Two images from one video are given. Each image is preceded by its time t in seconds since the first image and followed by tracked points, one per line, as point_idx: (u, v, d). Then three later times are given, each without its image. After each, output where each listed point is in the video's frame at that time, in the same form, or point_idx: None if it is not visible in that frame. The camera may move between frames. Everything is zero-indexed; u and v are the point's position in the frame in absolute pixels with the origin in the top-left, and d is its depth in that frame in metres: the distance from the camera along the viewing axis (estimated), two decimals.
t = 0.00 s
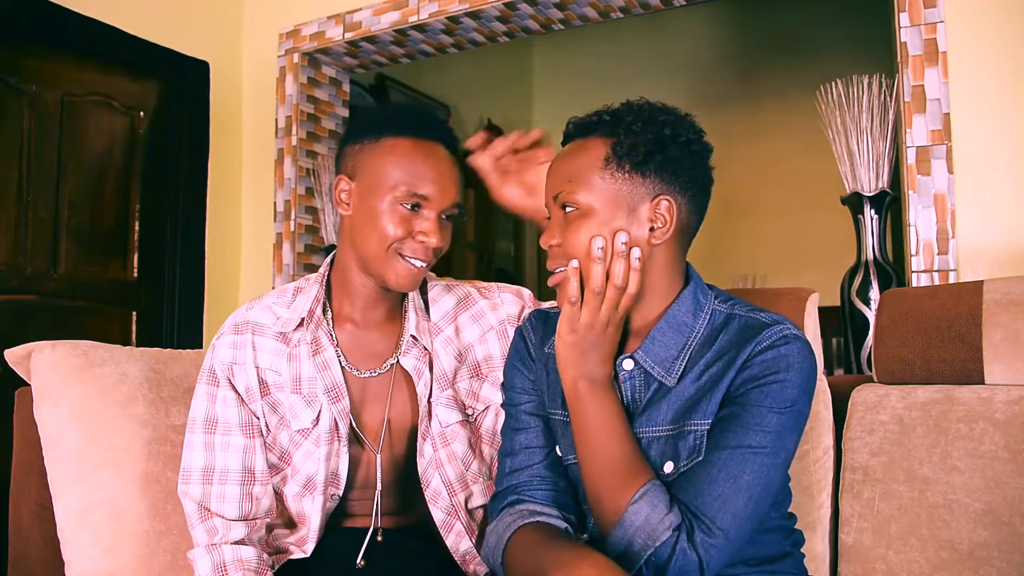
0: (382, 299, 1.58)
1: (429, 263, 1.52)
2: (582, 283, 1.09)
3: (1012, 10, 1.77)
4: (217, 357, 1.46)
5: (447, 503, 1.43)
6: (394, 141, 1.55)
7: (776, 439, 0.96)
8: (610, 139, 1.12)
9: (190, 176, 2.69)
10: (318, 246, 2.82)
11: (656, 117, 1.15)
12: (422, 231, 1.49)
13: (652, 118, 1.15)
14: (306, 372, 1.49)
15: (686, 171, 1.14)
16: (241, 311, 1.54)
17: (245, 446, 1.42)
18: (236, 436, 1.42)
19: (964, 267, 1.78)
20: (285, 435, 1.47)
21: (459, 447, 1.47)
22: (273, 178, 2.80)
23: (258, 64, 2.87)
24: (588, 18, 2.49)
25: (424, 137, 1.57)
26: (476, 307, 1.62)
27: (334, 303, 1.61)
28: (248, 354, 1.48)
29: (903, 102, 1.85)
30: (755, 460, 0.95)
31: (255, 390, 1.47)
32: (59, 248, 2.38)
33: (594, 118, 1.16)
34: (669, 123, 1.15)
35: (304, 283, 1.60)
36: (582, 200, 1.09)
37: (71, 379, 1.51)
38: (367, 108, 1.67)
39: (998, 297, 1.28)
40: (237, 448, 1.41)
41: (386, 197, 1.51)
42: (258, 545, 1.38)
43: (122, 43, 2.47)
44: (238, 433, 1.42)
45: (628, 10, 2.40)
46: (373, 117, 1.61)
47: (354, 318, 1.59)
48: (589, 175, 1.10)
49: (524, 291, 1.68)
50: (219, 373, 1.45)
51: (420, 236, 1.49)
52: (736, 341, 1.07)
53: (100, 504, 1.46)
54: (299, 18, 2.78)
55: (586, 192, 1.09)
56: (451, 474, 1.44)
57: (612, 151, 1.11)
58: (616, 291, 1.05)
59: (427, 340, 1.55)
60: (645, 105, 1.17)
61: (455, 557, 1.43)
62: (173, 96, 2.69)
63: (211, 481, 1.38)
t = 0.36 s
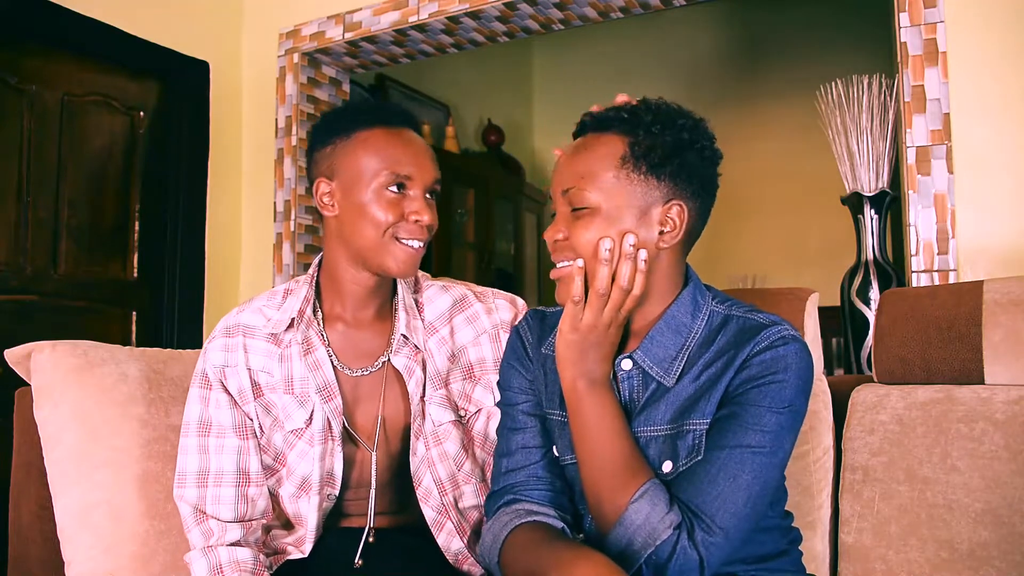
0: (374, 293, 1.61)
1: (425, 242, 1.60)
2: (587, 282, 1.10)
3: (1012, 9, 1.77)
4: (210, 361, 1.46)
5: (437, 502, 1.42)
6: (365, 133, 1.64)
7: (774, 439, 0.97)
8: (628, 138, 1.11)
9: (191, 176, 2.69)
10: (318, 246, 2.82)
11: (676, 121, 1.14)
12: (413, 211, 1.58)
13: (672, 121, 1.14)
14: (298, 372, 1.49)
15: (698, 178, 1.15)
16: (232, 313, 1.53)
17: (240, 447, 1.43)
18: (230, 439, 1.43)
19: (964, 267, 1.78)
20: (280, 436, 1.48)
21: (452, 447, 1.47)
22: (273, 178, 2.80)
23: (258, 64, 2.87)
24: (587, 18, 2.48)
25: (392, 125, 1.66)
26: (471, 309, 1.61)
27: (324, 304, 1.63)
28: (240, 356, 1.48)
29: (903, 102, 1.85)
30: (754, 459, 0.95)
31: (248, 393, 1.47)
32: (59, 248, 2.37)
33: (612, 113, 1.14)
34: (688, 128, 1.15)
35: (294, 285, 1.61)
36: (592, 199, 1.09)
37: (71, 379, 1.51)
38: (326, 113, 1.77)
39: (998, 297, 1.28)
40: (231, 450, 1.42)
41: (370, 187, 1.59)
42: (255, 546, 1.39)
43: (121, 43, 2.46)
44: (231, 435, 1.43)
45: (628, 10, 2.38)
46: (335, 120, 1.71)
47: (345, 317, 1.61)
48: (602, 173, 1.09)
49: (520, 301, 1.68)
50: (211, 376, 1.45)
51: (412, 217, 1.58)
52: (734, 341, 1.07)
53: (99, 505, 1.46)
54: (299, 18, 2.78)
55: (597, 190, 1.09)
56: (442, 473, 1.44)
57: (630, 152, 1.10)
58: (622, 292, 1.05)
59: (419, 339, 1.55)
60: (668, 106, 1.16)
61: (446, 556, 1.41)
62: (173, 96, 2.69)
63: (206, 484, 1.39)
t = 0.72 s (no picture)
0: (372, 290, 1.61)
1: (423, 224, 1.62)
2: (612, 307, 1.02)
3: (1012, 10, 1.77)
4: (208, 361, 1.47)
5: (436, 500, 1.42)
6: (342, 135, 1.68)
7: (768, 432, 0.97)
8: (643, 153, 1.03)
9: (191, 176, 2.69)
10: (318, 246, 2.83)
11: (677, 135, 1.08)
12: (406, 195, 1.60)
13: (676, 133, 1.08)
14: (297, 372, 1.49)
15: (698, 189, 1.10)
16: (230, 314, 1.53)
17: (239, 447, 1.43)
18: (228, 439, 1.43)
19: (964, 267, 1.78)
20: (279, 436, 1.48)
21: (450, 446, 1.47)
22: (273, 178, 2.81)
23: (258, 64, 2.87)
24: (587, 18, 2.48)
25: (366, 121, 1.70)
26: (471, 310, 1.61)
27: (323, 305, 1.63)
28: (239, 356, 1.48)
29: (903, 102, 1.85)
30: (749, 454, 0.95)
31: (247, 393, 1.47)
32: (59, 248, 2.37)
33: (616, 126, 1.05)
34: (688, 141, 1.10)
35: (292, 286, 1.61)
36: (621, 225, 0.99)
37: (71, 379, 1.51)
38: (300, 127, 1.80)
39: (998, 297, 1.28)
40: (230, 450, 1.42)
41: (359, 181, 1.62)
42: (254, 546, 1.39)
43: (121, 43, 2.46)
44: (230, 436, 1.43)
45: (627, 10, 2.37)
46: (311, 129, 1.75)
47: (344, 316, 1.61)
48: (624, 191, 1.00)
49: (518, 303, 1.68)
50: (210, 377, 1.46)
51: (407, 200, 1.60)
52: (726, 335, 1.07)
53: (99, 504, 1.46)
54: (299, 18, 2.78)
55: (624, 217, 1.00)
56: (441, 471, 1.44)
57: (648, 170, 1.02)
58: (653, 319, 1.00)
59: (418, 338, 1.55)
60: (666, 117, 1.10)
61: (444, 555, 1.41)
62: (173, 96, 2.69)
63: (205, 483, 1.39)
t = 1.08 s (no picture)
0: (371, 287, 1.61)
1: (417, 218, 1.62)
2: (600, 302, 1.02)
3: (1012, 9, 1.77)
4: (208, 361, 1.47)
5: (436, 500, 1.42)
6: (332, 135, 1.68)
7: (765, 433, 0.97)
8: (631, 147, 1.04)
9: (191, 176, 2.69)
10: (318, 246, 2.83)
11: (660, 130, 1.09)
12: (398, 191, 1.60)
13: (660, 131, 1.09)
14: (297, 371, 1.49)
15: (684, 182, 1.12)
16: (230, 314, 1.53)
17: (239, 447, 1.43)
18: (229, 439, 1.43)
19: (964, 267, 1.78)
20: (279, 436, 1.48)
21: (451, 445, 1.46)
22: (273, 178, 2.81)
23: (258, 65, 2.87)
24: (587, 18, 2.48)
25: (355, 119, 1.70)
26: (471, 310, 1.61)
27: (322, 304, 1.63)
28: (239, 356, 1.48)
29: (903, 102, 1.85)
30: (746, 455, 0.95)
31: (247, 392, 1.47)
32: (59, 248, 2.37)
33: (607, 121, 1.07)
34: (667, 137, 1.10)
35: (292, 285, 1.61)
36: (608, 214, 1.00)
37: (71, 379, 1.51)
38: (291, 129, 1.81)
39: (998, 297, 1.28)
40: (230, 450, 1.42)
41: (351, 179, 1.62)
42: (255, 546, 1.39)
43: (121, 43, 2.46)
44: (230, 436, 1.43)
45: (628, 10, 2.38)
46: (302, 131, 1.76)
47: (344, 315, 1.61)
48: (612, 183, 1.01)
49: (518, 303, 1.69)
50: (210, 376, 1.46)
51: (400, 196, 1.60)
52: (723, 337, 1.07)
53: (99, 504, 1.46)
54: (299, 18, 2.78)
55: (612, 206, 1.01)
56: (441, 471, 1.44)
57: (636, 163, 1.03)
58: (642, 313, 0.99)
59: (416, 337, 1.55)
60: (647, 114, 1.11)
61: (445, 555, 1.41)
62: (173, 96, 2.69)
63: (206, 484, 1.39)
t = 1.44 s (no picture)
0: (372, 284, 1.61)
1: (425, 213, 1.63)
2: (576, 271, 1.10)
3: (1012, 10, 1.77)
4: (211, 359, 1.47)
5: (438, 498, 1.43)
6: (338, 134, 1.69)
7: (770, 432, 0.97)
8: (603, 134, 1.15)
9: (191, 176, 2.69)
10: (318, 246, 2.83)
11: (647, 122, 1.18)
12: (406, 186, 1.61)
13: (646, 123, 1.17)
14: (301, 370, 1.50)
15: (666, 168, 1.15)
16: (233, 312, 1.54)
17: (240, 446, 1.43)
18: (230, 437, 1.43)
19: (964, 267, 1.78)
20: (281, 435, 1.48)
21: (453, 444, 1.46)
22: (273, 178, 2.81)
23: (258, 65, 2.87)
24: (587, 18, 2.48)
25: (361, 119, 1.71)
26: (475, 312, 1.60)
27: (326, 303, 1.64)
28: (242, 355, 1.48)
29: (902, 102, 1.85)
30: (751, 452, 0.95)
31: (249, 391, 1.47)
32: (59, 248, 2.37)
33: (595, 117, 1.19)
34: (659, 128, 1.18)
35: (295, 284, 1.62)
36: (570, 181, 1.12)
37: (71, 379, 1.51)
38: (295, 128, 1.81)
39: (998, 297, 1.28)
40: (231, 449, 1.42)
41: (358, 175, 1.62)
42: (255, 545, 1.38)
43: (121, 43, 2.46)
44: (232, 434, 1.43)
45: (627, 10, 2.38)
46: (308, 129, 1.76)
47: (348, 315, 1.61)
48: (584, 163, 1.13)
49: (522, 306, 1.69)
50: (212, 375, 1.46)
51: (407, 190, 1.61)
52: (729, 338, 1.07)
53: (99, 504, 1.46)
54: (299, 18, 2.78)
55: (575, 175, 1.12)
56: (444, 470, 1.44)
57: (605, 142, 1.14)
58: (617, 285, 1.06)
59: (420, 336, 1.55)
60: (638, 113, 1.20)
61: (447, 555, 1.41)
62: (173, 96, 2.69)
63: (206, 482, 1.39)
